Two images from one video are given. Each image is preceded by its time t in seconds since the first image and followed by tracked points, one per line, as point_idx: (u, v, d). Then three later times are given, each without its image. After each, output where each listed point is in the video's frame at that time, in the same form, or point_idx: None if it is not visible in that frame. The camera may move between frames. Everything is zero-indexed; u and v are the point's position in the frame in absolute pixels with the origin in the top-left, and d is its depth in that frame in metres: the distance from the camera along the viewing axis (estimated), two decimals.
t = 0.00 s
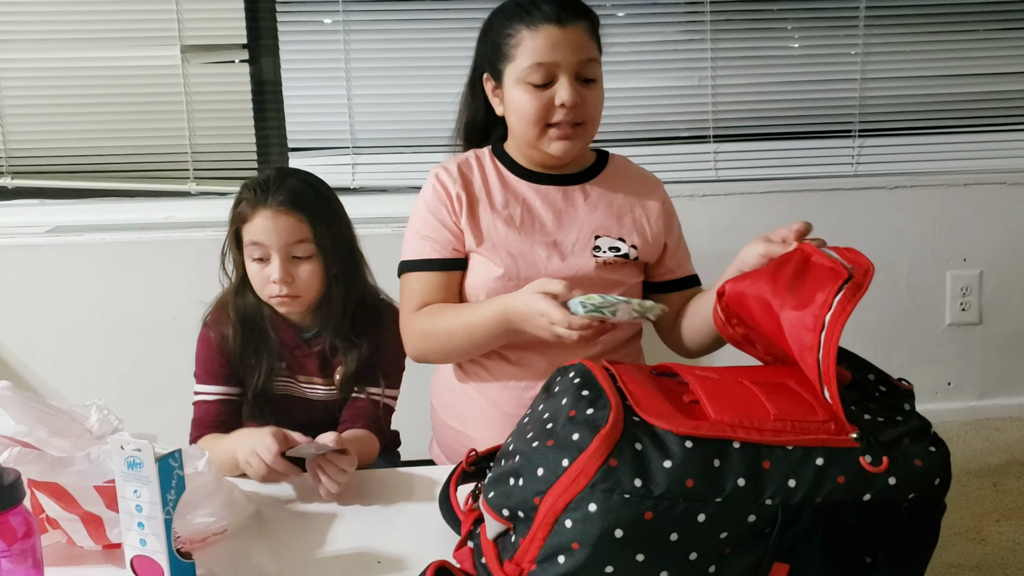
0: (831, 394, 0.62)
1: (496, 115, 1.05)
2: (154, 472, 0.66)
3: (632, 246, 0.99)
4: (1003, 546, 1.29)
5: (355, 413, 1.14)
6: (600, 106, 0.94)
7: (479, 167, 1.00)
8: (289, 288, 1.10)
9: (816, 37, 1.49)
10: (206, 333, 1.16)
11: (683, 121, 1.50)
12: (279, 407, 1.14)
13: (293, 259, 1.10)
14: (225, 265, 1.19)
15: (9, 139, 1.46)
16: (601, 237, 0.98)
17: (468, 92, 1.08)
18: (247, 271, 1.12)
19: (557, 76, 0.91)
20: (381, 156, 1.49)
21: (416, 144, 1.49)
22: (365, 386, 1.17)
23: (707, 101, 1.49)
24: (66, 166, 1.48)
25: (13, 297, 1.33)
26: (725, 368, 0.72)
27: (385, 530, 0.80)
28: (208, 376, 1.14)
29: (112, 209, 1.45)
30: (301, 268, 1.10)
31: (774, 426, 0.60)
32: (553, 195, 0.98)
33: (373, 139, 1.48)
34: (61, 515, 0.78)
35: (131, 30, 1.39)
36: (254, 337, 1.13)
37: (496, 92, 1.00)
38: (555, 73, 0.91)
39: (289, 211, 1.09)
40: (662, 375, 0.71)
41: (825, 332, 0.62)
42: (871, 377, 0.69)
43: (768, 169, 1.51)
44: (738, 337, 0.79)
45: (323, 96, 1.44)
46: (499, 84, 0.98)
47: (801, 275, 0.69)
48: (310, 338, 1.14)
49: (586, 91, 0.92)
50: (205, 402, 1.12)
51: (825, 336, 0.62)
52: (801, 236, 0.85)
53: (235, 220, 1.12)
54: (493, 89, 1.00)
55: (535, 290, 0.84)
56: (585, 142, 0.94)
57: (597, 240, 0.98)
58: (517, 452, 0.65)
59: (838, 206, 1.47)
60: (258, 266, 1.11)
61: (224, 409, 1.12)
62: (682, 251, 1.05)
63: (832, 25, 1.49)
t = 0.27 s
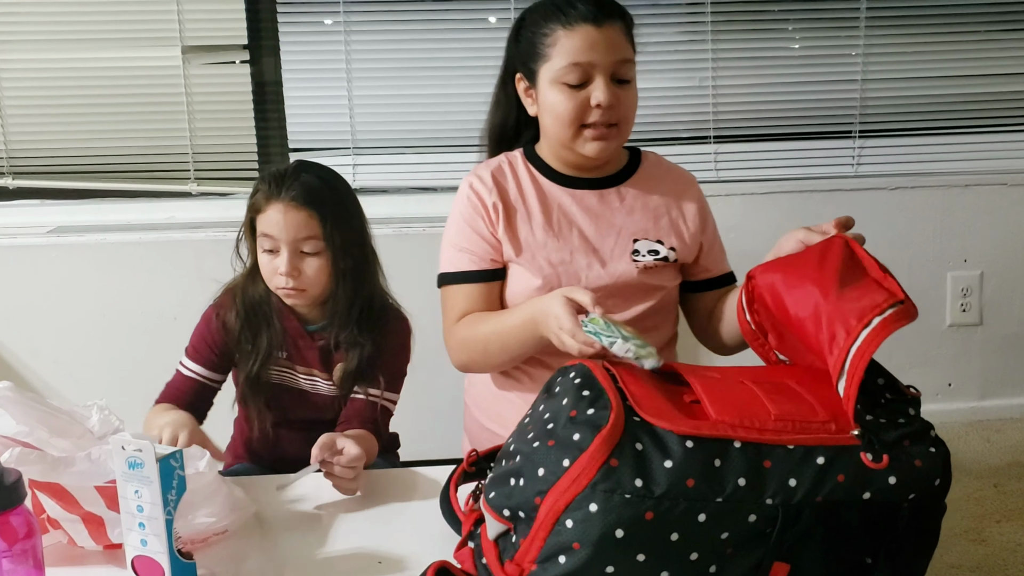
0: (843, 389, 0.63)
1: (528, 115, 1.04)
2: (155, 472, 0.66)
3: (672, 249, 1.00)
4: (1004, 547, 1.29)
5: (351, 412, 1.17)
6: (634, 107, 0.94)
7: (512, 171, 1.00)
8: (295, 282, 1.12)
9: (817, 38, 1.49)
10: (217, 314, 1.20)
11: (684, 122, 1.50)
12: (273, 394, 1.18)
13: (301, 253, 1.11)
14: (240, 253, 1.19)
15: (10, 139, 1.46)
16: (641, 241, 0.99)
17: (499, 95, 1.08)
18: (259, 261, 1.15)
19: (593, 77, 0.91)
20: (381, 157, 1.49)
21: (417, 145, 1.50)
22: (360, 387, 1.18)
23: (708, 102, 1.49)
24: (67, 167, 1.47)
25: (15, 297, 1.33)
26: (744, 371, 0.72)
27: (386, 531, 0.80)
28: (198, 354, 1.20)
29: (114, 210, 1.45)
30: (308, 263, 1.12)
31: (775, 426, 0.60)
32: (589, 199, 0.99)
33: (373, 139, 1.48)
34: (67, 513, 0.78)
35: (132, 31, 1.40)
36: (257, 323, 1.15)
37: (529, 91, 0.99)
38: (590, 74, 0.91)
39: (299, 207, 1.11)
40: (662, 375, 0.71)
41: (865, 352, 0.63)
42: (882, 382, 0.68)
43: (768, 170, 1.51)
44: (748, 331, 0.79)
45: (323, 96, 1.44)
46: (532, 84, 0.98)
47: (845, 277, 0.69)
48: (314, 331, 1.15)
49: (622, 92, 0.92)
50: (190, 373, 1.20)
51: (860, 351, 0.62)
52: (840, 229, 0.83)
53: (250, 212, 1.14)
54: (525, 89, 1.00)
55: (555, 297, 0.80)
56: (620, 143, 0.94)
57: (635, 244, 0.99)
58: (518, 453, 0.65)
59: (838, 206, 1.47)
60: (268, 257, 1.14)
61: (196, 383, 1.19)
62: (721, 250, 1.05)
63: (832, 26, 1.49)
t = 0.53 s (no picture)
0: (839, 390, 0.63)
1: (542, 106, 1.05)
2: (152, 473, 0.66)
3: (683, 236, 1.00)
4: (1002, 546, 1.29)
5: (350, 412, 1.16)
6: (643, 105, 0.94)
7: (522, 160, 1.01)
8: (302, 269, 1.12)
9: (815, 37, 1.49)
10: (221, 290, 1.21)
11: (682, 121, 1.50)
12: (268, 377, 1.18)
13: (309, 241, 1.11)
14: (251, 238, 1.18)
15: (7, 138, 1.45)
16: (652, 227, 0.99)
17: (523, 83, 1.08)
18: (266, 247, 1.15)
19: (602, 76, 0.91)
20: (379, 156, 1.48)
21: (415, 144, 1.50)
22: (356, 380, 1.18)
23: (706, 101, 1.49)
24: (64, 166, 1.47)
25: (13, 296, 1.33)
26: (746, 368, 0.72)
27: (384, 531, 0.80)
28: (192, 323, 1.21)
29: (111, 210, 1.45)
30: (316, 251, 1.12)
31: (774, 426, 0.60)
32: (600, 185, 0.99)
33: (372, 139, 1.48)
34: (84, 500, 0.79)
35: (130, 31, 1.40)
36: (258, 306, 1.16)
37: (542, 85, 0.99)
38: (599, 73, 0.90)
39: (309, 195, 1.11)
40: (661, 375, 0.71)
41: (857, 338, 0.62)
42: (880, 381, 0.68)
43: (767, 170, 1.51)
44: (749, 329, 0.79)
45: (321, 96, 1.44)
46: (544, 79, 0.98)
47: (839, 275, 0.69)
48: (316, 319, 1.15)
49: (629, 90, 0.91)
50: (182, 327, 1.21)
51: (848, 347, 0.62)
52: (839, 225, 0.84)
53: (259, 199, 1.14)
54: (538, 81, 1.00)
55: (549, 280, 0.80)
56: (627, 140, 0.95)
57: (646, 229, 0.99)
58: (517, 453, 0.65)
59: (837, 206, 1.47)
60: (276, 243, 1.14)
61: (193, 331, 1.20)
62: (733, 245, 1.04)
63: (831, 26, 1.49)
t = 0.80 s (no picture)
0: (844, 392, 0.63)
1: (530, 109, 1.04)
2: (155, 472, 0.66)
3: (672, 238, 1.00)
4: (1004, 547, 1.29)
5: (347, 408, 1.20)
6: (630, 110, 0.94)
7: (514, 164, 1.00)
8: (307, 254, 1.14)
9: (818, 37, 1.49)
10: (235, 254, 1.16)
11: (685, 122, 1.50)
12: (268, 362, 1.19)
13: (314, 226, 1.14)
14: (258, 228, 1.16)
15: (11, 138, 1.46)
16: (641, 231, 0.99)
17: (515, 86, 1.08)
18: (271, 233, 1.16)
19: (591, 80, 0.91)
20: (382, 157, 1.48)
21: (418, 145, 1.50)
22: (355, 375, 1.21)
23: (709, 102, 1.49)
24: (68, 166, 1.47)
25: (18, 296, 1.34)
26: (744, 371, 0.72)
27: (386, 531, 0.80)
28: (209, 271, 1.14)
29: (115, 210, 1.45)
30: (319, 237, 1.14)
31: (776, 427, 0.60)
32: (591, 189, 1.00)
33: (374, 139, 1.48)
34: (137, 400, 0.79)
35: (134, 31, 1.40)
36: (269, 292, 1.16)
37: (530, 87, 0.99)
38: (588, 76, 0.91)
39: (316, 182, 1.13)
40: (663, 375, 0.71)
41: (858, 356, 0.62)
42: (882, 382, 0.67)
43: (770, 170, 1.51)
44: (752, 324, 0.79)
45: (324, 96, 1.44)
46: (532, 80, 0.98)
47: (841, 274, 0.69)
48: (319, 307, 1.17)
49: (618, 95, 0.92)
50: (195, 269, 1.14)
51: (855, 350, 0.62)
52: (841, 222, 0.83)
53: (269, 186, 1.15)
54: (527, 84, 1.00)
55: (621, 282, 0.78)
56: (613, 144, 0.95)
57: (635, 233, 0.99)
58: (519, 453, 0.65)
59: (840, 207, 1.46)
60: (282, 229, 1.15)
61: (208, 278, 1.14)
62: (723, 244, 1.05)
63: (834, 26, 1.49)
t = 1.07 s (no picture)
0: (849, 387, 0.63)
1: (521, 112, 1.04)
2: (155, 471, 0.66)
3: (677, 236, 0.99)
4: (1004, 547, 1.29)
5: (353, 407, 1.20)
6: (624, 108, 0.93)
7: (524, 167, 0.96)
8: (314, 248, 1.12)
9: (819, 37, 1.49)
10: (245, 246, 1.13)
11: (685, 121, 1.50)
12: (276, 357, 1.17)
13: (322, 220, 1.12)
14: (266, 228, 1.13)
15: (11, 138, 1.46)
16: (647, 232, 0.97)
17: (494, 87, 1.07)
18: (275, 229, 1.13)
19: (584, 80, 0.90)
20: (382, 156, 1.48)
21: (418, 144, 1.49)
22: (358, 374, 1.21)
23: (709, 101, 1.49)
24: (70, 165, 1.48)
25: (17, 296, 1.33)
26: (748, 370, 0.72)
27: (385, 531, 0.80)
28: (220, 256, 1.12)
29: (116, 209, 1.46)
30: (328, 231, 1.12)
31: (777, 426, 0.60)
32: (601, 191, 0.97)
33: (374, 139, 1.48)
34: (140, 291, 0.73)
35: (135, 31, 1.41)
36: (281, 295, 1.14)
37: (522, 90, 0.99)
38: (581, 77, 0.90)
39: (326, 175, 1.11)
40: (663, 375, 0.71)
41: (865, 360, 0.62)
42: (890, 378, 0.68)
43: (770, 170, 1.51)
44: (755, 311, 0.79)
45: (324, 97, 1.45)
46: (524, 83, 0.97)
47: (843, 263, 0.68)
48: (326, 303, 1.15)
49: (611, 94, 0.91)
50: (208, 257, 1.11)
51: (866, 352, 0.62)
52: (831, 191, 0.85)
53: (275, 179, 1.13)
54: (519, 87, 1.00)
55: (728, 315, 0.74)
56: (610, 143, 0.94)
57: (643, 235, 0.97)
58: (519, 452, 0.65)
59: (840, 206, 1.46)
60: (289, 223, 1.12)
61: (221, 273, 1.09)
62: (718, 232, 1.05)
63: (834, 26, 1.49)
